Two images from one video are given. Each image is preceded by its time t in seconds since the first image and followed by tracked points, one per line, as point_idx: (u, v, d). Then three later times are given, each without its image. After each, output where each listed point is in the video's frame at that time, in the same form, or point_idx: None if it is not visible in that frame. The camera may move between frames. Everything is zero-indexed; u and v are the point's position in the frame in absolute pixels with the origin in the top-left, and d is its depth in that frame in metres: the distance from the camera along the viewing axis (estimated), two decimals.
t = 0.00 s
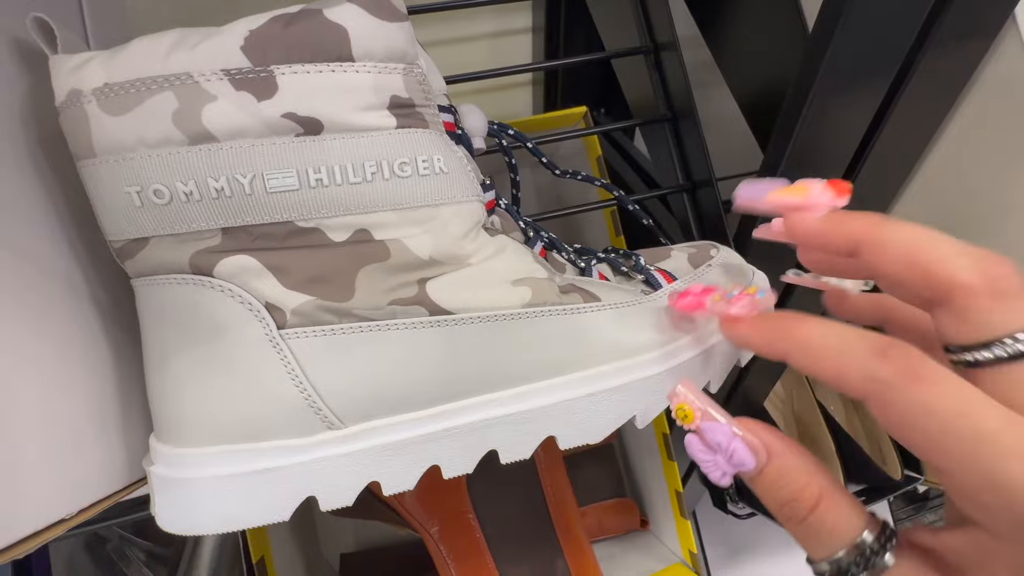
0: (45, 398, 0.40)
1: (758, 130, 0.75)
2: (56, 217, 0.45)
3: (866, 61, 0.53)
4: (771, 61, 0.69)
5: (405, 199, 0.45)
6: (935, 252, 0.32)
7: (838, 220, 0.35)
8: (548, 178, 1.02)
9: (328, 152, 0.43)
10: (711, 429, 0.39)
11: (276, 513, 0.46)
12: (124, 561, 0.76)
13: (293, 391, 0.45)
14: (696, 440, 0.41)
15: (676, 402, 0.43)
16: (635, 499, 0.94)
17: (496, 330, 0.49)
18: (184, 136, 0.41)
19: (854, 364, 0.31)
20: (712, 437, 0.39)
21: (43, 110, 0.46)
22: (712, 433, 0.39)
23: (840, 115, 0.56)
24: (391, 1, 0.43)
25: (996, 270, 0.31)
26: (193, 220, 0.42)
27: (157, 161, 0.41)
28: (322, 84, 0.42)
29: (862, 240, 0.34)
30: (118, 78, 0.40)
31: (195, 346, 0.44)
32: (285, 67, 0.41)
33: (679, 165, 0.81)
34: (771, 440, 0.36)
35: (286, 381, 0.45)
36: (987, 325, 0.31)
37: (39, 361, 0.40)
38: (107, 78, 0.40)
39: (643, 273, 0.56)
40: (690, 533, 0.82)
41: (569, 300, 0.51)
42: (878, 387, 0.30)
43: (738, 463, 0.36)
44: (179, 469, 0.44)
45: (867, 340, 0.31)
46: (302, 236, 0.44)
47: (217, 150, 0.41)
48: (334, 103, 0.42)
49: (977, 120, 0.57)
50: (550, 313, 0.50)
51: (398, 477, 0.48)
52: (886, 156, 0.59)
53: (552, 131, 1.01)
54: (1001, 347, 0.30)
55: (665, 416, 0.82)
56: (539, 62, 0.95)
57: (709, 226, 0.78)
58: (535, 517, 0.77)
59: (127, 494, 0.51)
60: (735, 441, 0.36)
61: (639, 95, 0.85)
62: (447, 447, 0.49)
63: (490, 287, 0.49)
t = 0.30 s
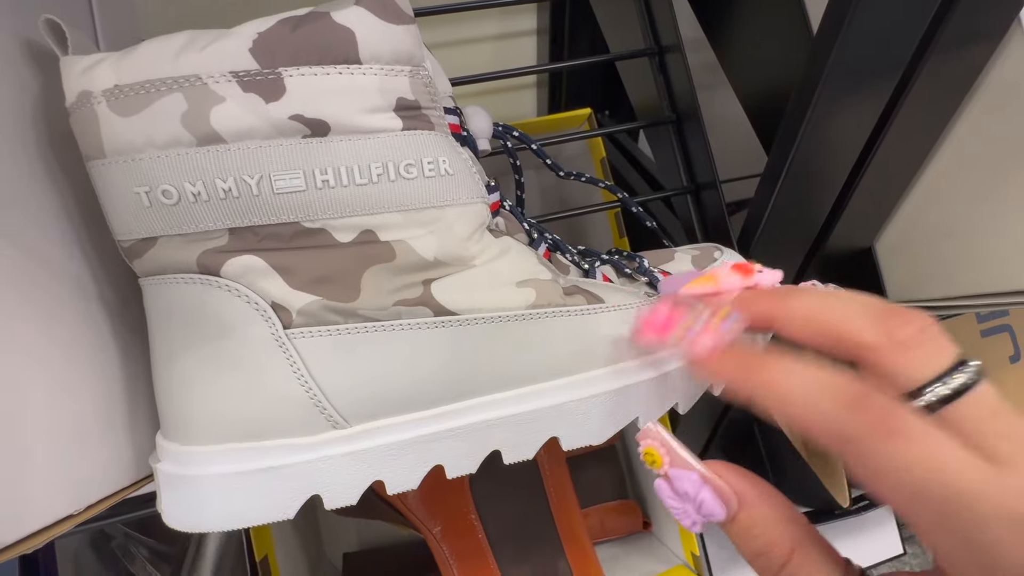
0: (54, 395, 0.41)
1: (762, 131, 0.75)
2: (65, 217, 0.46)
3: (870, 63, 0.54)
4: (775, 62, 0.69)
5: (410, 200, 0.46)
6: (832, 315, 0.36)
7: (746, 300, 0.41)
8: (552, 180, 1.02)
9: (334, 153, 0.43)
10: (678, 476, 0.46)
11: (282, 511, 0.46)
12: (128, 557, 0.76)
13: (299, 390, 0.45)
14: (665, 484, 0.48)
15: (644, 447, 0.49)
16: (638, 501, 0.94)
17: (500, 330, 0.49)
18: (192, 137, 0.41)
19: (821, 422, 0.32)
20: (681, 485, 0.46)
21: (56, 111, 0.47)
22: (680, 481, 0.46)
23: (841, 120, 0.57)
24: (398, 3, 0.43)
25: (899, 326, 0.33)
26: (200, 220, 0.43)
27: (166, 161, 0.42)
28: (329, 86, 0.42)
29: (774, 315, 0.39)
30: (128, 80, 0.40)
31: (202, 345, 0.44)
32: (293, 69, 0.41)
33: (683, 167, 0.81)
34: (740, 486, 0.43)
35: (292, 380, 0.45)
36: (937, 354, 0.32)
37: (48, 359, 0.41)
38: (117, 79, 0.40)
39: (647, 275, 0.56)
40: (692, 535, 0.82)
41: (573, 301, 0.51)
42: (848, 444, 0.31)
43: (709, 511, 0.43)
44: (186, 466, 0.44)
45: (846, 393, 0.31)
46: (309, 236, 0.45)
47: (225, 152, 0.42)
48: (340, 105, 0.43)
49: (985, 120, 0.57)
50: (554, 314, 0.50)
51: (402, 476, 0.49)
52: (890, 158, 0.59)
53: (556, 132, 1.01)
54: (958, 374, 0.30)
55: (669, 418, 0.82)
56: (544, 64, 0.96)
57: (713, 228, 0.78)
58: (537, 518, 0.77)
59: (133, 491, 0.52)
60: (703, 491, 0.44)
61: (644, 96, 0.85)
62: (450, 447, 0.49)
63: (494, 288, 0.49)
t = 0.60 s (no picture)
0: (81, 389, 0.42)
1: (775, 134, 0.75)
2: (92, 215, 0.47)
3: (883, 69, 0.54)
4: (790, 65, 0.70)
5: (429, 202, 0.46)
6: (810, 350, 0.29)
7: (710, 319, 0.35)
8: (564, 182, 1.03)
9: (355, 155, 0.44)
10: (635, 530, 0.41)
11: (300, 506, 0.47)
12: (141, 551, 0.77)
13: (318, 387, 0.46)
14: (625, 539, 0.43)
15: (604, 499, 0.47)
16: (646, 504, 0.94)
17: (515, 331, 0.49)
18: (219, 139, 0.42)
19: (799, 477, 0.28)
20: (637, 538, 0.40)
21: (85, 112, 0.48)
22: (637, 536, 0.40)
23: (854, 124, 0.58)
24: (420, 7, 0.44)
25: (876, 363, 0.28)
26: (225, 220, 0.44)
27: (193, 162, 0.43)
28: (352, 90, 0.43)
29: (744, 337, 0.32)
30: (158, 83, 0.41)
31: (225, 342, 0.45)
32: (317, 73, 0.42)
33: (695, 171, 0.81)
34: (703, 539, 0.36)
35: (312, 377, 0.46)
36: (918, 396, 0.28)
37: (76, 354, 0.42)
38: (147, 82, 0.41)
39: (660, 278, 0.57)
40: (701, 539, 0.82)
41: (587, 302, 0.52)
42: (824, 502, 0.27)
43: (667, 568, 0.37)
44: (208, 460, 0.45)
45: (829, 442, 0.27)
46: (329, 236, 0.45)
47: (250, 153, 0.43)
48: (362, 108, 0.43)
49: (1003, 120, 0.56)
50: (569, 315, 0.51)
51: (417, 474, 0.49)
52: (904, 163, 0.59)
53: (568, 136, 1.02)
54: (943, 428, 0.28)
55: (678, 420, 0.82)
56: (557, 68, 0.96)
57: (725, 232, 0.78)
58: (546, 519, 0.77)
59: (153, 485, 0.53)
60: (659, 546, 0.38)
61: (656, 100, 0.86)
62: (465, 445, 0.50)
63: (510, 289, 0.50)
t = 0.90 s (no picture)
0: (136, 375, 0.43)
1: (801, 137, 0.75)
2: (143, 208, 0.48)
3: (920, 72, 0.54)
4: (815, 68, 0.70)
5: (471, 198, 0.47)
6: (742, 402, 0.29)
7: (649, 349, 0.34)
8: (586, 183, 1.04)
9: (401, 152, 0.45)
10: None
11: (342, 495, 0.48)
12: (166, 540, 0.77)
13: (361, 378, 0.47)
14: None
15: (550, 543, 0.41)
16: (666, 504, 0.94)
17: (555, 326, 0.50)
18: (271, 135, 0.44)
19: (684, 539, 0.31)
20: None
21: (137, 108, 0.50)
22: None
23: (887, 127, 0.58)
24: (467, 7, 0.45)
25: (811, 422, 0.28)
26: (274, 214, 0.45)
27: (245, 157, 0.44)
28: (399, 88, 0.44)
29: (675, 378, 0.32)
30: (214, 81, 0.43)
31: (271, 333, 0.46)
32: (367, 72, 0.43)
33: (722, 172, 0.82)
34: None
35: (356, 368, 0.47)
36: (852, 458, 0.28)
37: (131, 341, 0.43)
38: (203, 80, 0.43)
39: (693, 277, 0.58)
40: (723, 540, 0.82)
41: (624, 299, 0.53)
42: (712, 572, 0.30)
43: None
44: (253, 448, 0.47)
45: (716, 508, 0.30)
46: (374, 231, 0.46)
47: (299, 149, 0.44)
48: (409, 107, 0.44)
49: None
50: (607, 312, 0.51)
51: (455, 466, 0.50)
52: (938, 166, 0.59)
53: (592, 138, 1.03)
54: (865, 506, 0.28)
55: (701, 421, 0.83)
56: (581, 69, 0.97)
57: (753, 233, 0.78)
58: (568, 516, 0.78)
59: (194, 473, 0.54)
60: None
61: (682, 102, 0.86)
62: (501, 439, 0.51)
63: (550, 285, 0.51)
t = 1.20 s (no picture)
0: (188, 374, 0.43)
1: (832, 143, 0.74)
2: (191, 207, 0.49)
3: (968, 79, 0.54)
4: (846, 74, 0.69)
5: (517, 202, 0.48)
6: (622, 456, 0.24)
7: (542, 390, 0.27)
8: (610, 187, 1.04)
9: (450, 156, 0.46)
10: None
11: (386, 495, 0.49)
12: (191, 536, 0.78)
13: (406, 378, 0.47)
14: None
15: None
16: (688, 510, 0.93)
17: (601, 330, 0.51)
18: (323, 138, 0.44)
19: None
20: None
21: (186, 109, 0.50)
22: None
23: (930, 135, 0.57)
24: (518, 13, 0.45)
25: (689, 477, 0.23)
26: (323, 216, 0.45)
27: (297, 160, 0.44)
28: (450, 93, 0.44)
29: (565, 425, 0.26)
30: (269, 84, 0.43)
31: (318, 333, 0.47)
32: (420, 76, 0.44)
33: (752, 178, 0.81)
34: None
35: (402, 369, 0.47)
36: (730, 515, 0.23)
37: (183, 340, 0.43)
38: (259, 83, 0.43)
39: (732, 283, 0.58)
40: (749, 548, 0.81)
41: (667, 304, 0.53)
42: None
43: None
44: (299, 447, 0.47)
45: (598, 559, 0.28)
46: (422, 234, 0.47)
47: (350, 152, 0.44)
48: (459, 111, 0.45)
49: None
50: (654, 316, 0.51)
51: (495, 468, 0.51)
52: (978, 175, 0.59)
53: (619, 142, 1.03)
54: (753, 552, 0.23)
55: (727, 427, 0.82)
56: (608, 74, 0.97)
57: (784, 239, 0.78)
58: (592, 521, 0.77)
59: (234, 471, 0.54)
60: None
61: (712, 108, 0.86)
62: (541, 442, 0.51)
63: (595, 290, 0.51)
